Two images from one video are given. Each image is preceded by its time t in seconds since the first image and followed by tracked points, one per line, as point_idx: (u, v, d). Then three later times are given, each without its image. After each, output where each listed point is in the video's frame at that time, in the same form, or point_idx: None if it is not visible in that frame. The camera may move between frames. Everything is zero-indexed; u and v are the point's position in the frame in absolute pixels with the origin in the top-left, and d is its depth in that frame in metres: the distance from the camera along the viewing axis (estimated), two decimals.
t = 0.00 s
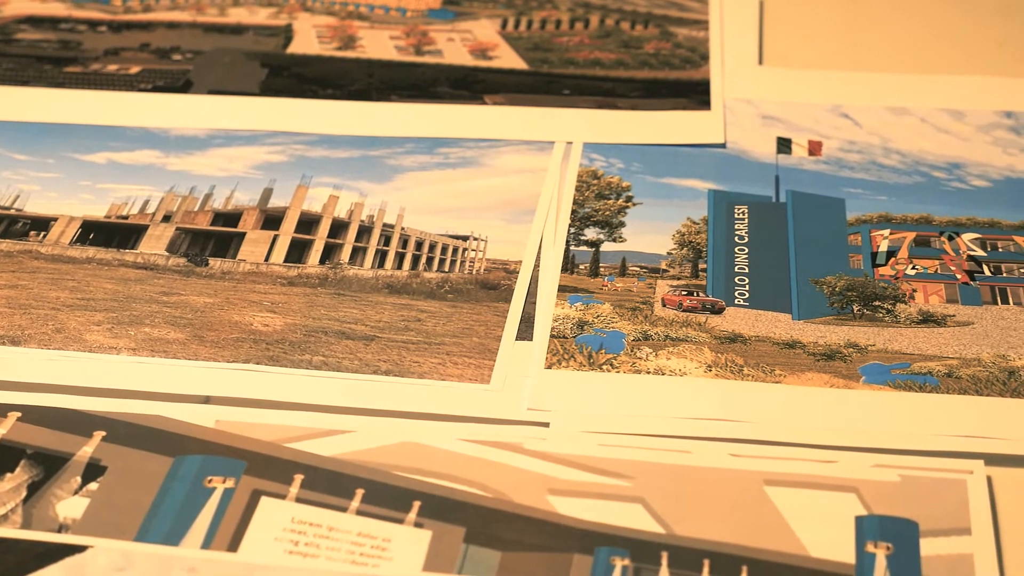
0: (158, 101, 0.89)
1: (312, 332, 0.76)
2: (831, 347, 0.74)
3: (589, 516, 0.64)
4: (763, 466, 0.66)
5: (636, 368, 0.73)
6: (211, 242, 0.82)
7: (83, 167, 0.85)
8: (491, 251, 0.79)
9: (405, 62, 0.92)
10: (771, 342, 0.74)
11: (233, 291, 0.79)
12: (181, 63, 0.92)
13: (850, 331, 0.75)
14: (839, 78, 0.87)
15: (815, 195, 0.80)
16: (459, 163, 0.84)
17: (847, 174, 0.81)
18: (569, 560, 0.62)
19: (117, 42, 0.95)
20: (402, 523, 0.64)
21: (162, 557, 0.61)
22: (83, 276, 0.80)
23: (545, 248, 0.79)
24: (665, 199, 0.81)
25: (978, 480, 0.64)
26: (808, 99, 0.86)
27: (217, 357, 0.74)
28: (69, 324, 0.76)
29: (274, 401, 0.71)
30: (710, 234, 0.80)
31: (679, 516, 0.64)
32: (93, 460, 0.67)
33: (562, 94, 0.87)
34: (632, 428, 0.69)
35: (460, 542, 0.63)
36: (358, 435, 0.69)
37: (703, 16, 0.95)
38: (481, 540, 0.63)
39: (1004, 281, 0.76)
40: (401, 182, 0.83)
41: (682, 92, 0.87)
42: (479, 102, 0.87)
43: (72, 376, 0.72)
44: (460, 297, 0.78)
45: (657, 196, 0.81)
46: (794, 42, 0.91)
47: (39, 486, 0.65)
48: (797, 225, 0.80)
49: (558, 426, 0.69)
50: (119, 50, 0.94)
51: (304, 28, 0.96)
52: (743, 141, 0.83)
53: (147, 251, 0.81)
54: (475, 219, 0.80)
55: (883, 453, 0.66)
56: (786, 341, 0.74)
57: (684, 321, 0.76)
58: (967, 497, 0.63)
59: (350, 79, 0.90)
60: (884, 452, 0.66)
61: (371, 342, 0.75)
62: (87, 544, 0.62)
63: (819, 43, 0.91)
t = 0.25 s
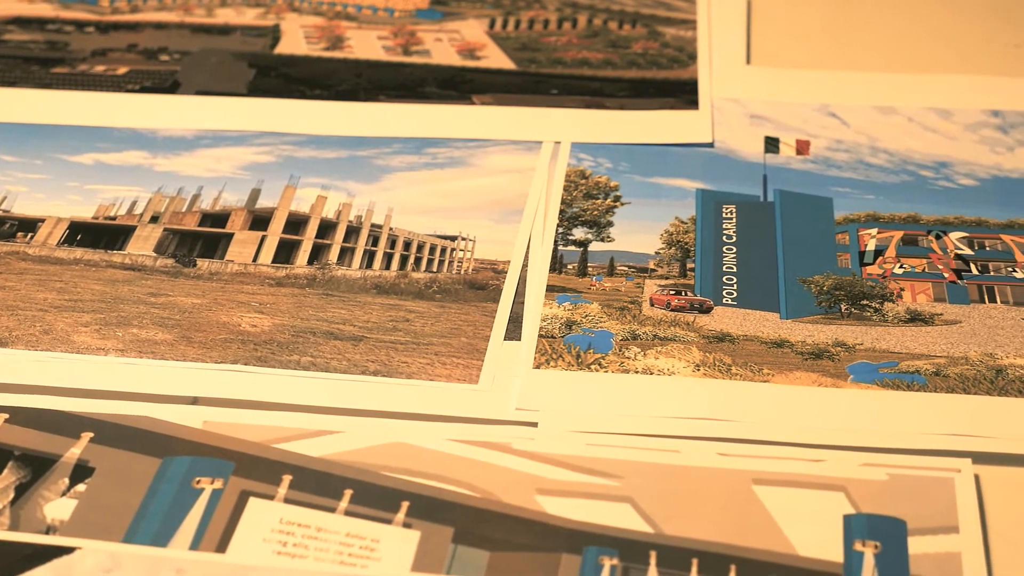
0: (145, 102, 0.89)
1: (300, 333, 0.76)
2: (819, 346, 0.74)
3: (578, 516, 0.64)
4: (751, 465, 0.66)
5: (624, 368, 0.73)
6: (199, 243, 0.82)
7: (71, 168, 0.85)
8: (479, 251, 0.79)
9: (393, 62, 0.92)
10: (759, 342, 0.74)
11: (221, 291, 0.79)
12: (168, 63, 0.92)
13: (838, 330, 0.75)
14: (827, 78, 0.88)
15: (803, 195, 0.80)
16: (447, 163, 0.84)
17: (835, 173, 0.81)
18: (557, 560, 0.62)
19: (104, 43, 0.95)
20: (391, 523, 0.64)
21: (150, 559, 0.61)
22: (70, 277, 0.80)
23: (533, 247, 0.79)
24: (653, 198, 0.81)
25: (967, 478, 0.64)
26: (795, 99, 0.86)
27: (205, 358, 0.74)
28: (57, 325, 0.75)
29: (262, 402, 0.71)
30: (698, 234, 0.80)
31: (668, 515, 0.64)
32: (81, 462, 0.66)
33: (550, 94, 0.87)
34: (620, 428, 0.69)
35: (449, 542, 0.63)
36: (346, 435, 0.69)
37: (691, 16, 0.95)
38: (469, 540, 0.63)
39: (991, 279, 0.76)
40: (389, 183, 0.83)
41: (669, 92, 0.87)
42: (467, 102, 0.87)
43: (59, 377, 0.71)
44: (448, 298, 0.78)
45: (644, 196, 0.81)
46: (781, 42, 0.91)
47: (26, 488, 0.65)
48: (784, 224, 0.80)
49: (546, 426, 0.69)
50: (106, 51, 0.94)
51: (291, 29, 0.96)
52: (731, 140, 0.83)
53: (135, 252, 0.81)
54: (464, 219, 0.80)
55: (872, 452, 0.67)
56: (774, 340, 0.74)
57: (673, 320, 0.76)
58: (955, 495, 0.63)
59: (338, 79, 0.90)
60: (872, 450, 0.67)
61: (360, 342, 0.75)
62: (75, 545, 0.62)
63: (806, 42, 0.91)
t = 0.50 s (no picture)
0: (133, 103, 0.89)
1: (289, 334, 0.76)
2: (807, 345, 0.74)
3: (566, 516, 0.64)
4: (740, 464, 0.66)
5: (613, 367, 0.73)
6: (187, 244, 0.82)
7: (58, 169, 0.85)
8: (468, 251, 0.79)
9: (381, 62, 0.92)
10: (747, 341, 0.74)
11: (209, 292, 0.79)
12: (156, 64, 0.92)
13: (826, 329, 0.75)
14: (815, 77, 0.88)
15: (791, 194, 0.80)
16: (435, 163, 0.84)
17: (823, 172, 0.81)
18: (546, 560, 0.62)
19: (92, 44, 0.95)
20: (380, 524, 0.64)
21: (138, 560, 0.61)
22: (58, 278, 0.79)
23: (522, 246, 0.79)
24: (641, 198, 0.81)
25: (954, 477, 0.64)
26: (783, 98, 0.86)
27: (193, 359, 0.74)
28: (45, 326, 0.75)
29: (250, 403, 0.71)
30: (686, 233, 0.80)
31: (657, 515, 0.64)
32: (70, 463, 0.66)
33: (538, 93, 0.87)
34: (608, 428, 0.69)
35: (438, 542, 0.63)
36: (335, 436, 0.69)
37: (679, 15, 0.95)
38: (458, 540, 0.63)
39: (978, 278, 0.77)
40: (378, 183, 0.83)
41: (657, 91, 0.87)
42: (455, 102, 0.87)
43: (46, 379, 0.71)
44: (436, 298, 0.78)
45: (633, 196, 0.81)
46: (769, 41, 0.91)
47: (15, 490, 0.65)
48: (773, 222, 0.80)
49: (535, 426, 0.69)
50: (93, 52, 0.94)
51: (279, 29, 0.96)
52: (719, 140, 0.83)
53: (123, 253, 0.81)
54: (452, 219, 0.80)
55: (861, 451, 0.67)
56: (762, 339, 0.75)
57: (661, 320, 0.76)
58: (943, 494, 0.64)
59: (326, 79, 0.90)
60: (860, 449, 0.67)
61: (348, 343, 0.75)
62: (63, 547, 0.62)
63: (794, 42, 0.91)
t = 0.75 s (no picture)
0: (120, 103, 0.89)
1: (277, 334, 0.76)
2: (795, 344, 0.74)
3: (556, 516, 0.64)
4: (728, 463, 0.66)
5: (601, 367, 0.73)
6: (175, 245, 0.82)
7: (46, 170, 0.85)
8: (455, 251, 0.79)
9: (369, 62, 0.92)
10: (735, 340, 0.75)
11: (197, 293, 0.79)
12: (144, 65, 0.92)
13: (814, 328, 0.75)
14: (803, 76, 0.88)
15: (779, 193, 0.80)
16: (423, 163, 0.84)
17: (811, 171, 0.81)
18: (535, 559, 0.62)
19: (79, 44, 0.95)
20: (368, 524, 0.64)
21: (126, 561, 0.61)
22: (46, 279, 0.79)
23: (511, 246, 0.79)
24: (630, 198, 0.81)
25: (942, 475, 0.64)
26: (771, 97, 0.86)
27: (181, 360, 0.74)
28: (32, 327, 0.75)
29: (239, 404, 0.71)
30: (674, 233, 0.80)
31: (645, 514, 0.64)
32: (58, 464, 0.66)
33: (526, 93, 0.87)
34: (597, 427, 0.69)
35: (426, 542, 0.63)
36: (323, 436, 0.69)
37: (667, 15, 0.95)
38: (447, 540, 0.63)
39: (967, 276, 0.77)
40: (366, 184, 0.83)
41: (645, 91, 0.87)
42: (443, 103, 0.87)
43: (33, 380, 0.71)
44: (424, 298, 0.78)
45: (622, 196, 0.81)
46: (756, 41, 0.91)
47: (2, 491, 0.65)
48: (761, 221, 0.80)
49: (523, 426, 0.69)
50: (81, 53, 0.94)
51: (267, 30, 0.96)
52: (707, 139, 0.84)
53: (111, 254, 0.81)
54: (441, 219, 0.80)
55: (849, 450, 0.67)
56: (750, 339, 0.75)
57: (649, 319, 0.76)
58: (931, 492, 0.64)
59: (314, 80, 0.90)
60: (848, 449, 0.67)
61: (336, 343, 0.75)
62: (51, 549, 0.62)
63: (781, 42, 0.91)
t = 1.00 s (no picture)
0: (107, 104, 0.89)
1: (265, 335, 0.76)
2: (783, 343, 0.74)
3: (544, 515, 0.64)
4: (716, 463, 0.66)
5: (589, 367, 0.73)
6: (162, 246, 0.82)
7: (33, 171, 0.85)
8: (443, 251, 0.79)
9: (357, 63, 0.92)
10: (723, 339, 0.75)
11: (184, 294, 0.78)
12: (131, 66, 0.92)
13: (802, 327, 0.75)
14: (790, 75, 0.88)
15: (767, 192, 0.81)
16: (410, 164, 0.84)
17: (798, 170, 0.81)
18: (523, 559, 0.62)
19: (66, 45, 0.95)
20: (357, 525, 0.64)
21: (113, 563, 0.61)
22: (33, 281, 0.79)
23: (499, 245, 0.79)
24: (618, 198, 0.81)
25: (929, 474, 0.65)
26: (758, 96, 0.86)
27: (169, 361, 0.73)
28: (19, 329, 0.75)
29: (227, 405, 0.71)
30: (662, 233, 0.80)
31: (633, 513, 0.64)
32: (45, 466, 0.66)
33: (514, 93, 0.87)
34: (585, 427, 0.69)
35: (415, 543, 0.63)
36: (311, 437, 0.69)
37: (654, 15, 0.95)
38: (435, 540, 0.63)
39: (953, 275, 0.77)
40: (353, 184, 0.83)
41: (633, 91, 0.87)
42: (431, 103, 0.87)
43: (20, 382, 0.71)
44: (412, 299, 0.78)
45: (610, 196, 0.82)
46: (744, 40, 0.91)
47: None
48: (748, 221, 0.80)
49: (511, 426, 0.69)
50: (68, 54, 0.94)
51: (254, 30, 0.96)
52: (695, 139, 0.84)
53: (98, 255, 0.81)
54: (429, 219, 0.80)
55: (837, 449, 0.67)
56: (738, 338, 0.75)
57: (637, 319, 0.76)
58: (918, 490, 0.64)
59: (301, 80, 0.90)
60: (835, 448, 0.67)
61: (324, 344, 0.75)
62: (38, 550, 0.62)
63: (768, 41, 0.91)
